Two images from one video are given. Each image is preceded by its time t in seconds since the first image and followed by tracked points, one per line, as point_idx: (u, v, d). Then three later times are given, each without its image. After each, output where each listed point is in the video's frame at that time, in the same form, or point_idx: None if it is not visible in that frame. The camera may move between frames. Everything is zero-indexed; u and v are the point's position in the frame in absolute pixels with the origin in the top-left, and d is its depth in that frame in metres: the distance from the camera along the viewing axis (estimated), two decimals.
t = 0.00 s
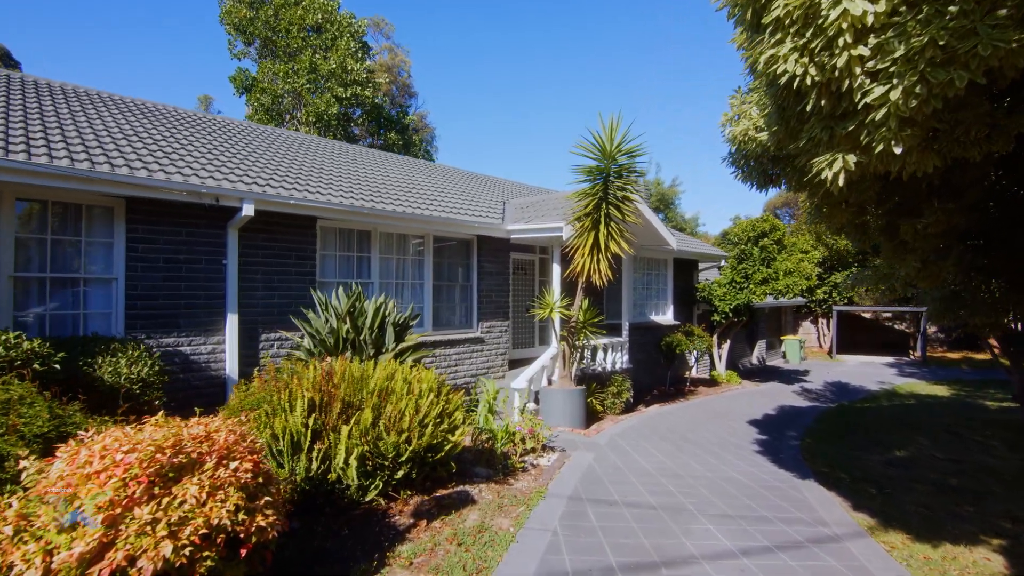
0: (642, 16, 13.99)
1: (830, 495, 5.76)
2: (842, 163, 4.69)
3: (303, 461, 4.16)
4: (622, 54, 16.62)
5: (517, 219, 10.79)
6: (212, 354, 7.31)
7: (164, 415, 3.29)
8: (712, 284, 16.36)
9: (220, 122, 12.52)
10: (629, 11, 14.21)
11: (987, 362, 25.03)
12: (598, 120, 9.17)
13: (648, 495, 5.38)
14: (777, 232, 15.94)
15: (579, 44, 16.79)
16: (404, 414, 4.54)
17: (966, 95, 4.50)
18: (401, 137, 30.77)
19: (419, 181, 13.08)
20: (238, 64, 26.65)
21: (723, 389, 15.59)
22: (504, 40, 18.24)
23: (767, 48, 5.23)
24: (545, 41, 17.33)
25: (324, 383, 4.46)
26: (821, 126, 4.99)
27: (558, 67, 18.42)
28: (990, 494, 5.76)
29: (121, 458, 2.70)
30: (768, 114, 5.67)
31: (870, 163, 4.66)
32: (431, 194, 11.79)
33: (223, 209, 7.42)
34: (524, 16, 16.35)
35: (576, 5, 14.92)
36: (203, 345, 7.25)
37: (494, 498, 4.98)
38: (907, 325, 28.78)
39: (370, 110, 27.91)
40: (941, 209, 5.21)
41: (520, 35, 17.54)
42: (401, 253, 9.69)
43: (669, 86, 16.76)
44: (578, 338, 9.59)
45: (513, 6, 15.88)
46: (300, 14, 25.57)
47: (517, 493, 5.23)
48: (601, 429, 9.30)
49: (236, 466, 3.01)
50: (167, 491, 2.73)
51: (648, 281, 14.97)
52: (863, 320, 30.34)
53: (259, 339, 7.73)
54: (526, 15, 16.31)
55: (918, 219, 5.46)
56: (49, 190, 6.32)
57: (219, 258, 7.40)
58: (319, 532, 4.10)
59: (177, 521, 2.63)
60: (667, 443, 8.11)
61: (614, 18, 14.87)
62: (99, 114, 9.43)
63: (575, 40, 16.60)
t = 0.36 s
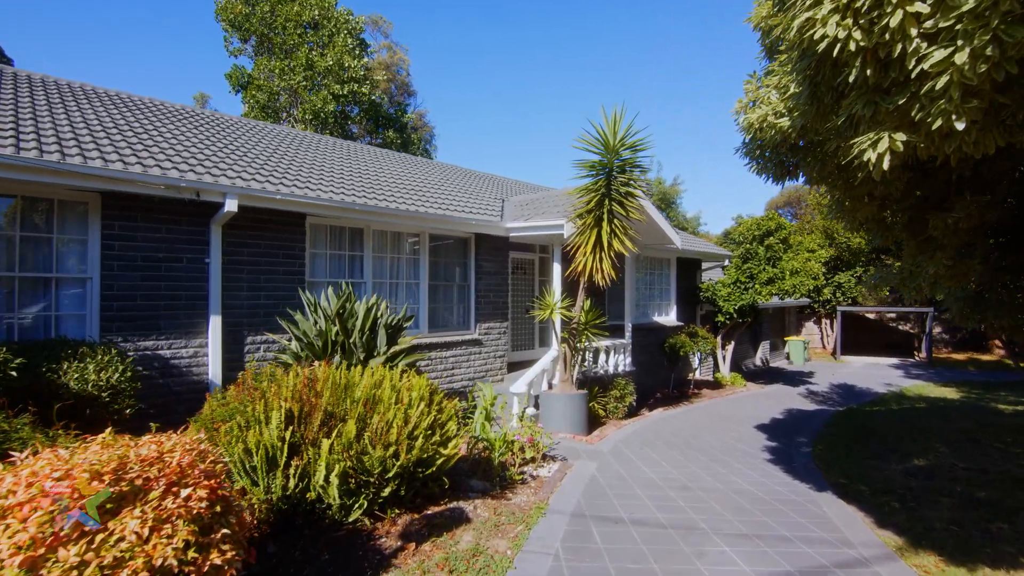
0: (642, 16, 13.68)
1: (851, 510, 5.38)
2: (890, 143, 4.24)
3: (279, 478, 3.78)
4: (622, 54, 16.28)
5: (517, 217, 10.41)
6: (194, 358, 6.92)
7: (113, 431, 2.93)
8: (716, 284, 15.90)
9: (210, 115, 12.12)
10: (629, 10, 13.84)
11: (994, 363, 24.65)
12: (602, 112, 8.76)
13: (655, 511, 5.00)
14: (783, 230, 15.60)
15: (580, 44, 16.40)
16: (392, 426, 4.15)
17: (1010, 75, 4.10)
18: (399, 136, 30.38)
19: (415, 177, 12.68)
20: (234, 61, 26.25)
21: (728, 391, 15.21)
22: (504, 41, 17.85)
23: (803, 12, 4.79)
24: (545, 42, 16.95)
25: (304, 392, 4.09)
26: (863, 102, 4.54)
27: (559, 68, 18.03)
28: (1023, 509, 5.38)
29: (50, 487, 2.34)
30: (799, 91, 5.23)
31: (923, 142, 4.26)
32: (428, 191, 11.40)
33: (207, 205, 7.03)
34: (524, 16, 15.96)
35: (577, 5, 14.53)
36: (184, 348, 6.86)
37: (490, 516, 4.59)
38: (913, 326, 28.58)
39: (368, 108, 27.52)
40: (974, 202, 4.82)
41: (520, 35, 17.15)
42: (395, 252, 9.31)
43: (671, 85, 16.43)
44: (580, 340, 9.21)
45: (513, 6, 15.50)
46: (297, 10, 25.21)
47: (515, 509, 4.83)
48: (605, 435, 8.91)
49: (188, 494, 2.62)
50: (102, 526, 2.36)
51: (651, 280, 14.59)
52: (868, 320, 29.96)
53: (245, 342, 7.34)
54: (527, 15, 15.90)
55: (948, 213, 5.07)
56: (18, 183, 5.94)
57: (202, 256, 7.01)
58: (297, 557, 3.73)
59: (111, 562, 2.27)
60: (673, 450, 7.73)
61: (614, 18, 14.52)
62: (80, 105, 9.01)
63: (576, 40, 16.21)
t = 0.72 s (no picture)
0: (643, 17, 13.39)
1: (871, 523, 5.04)
2: (947, 110, 3.74)
3: (249, 495, 3.42)
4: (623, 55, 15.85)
5: (515, 213, 10.05)
6: (173, 360, 6.57)
7: (49, 450, 2.69)
8: (719, 283, 15.48)
9: (200, 109, 11.75)
10: (629, 11, 13.52)
11: (1001, 364, 24.29)
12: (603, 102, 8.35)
13: (662, 527, 4.65)
14: (789, 228, 15.26)
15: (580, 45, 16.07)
16: (376, 437, 3.79)
17: None
18: (397, 134, 30.03)
19: (411, 173, 12.31)
20: (230, 57, 25.86)
21: (732, 392, 14.85)
22: (503, 41, 17.50)
23: None
24: (545, 43, 16.62)
25: (279, 400, 3.75)
26: (911, 66, 4.09)
27: (559, 68, 17.68)
28: None
29: None
30: (831, 63, 4.79)
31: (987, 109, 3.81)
32: (424, 187, 11.05)
33: (188, 199, 6.68)
34: (524, 16, 15.63)
35: (577, 5, 14.16)
36: (163, 350, 6.51)
37: (484, 533, 4.23)
38: (917, 326, 28.52)
39: (365, 105, 27.14)
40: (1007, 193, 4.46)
41: (519, 36, 16.83)
42: (388, 249, 8.95)
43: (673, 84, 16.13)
44: (580, 341, 8.83)
45: (513, 6, 15.14)
46: (293, 6, 24.83)
47: (511, 524, 4.48)
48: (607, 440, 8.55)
49: (124, 523, 2.24)
50: (15, 564, 2.07)
51: (654, 279, 14.25)
52: (872, 320, 29.61)
53: (228, 343, 6.98)
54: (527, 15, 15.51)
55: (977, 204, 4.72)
56: None
57: (182, 253, 6.65)
58: None
59: None
60: (678, 457, 7.37)
61: (613, 19, 14.15)
62: (60, 96, 8.65)
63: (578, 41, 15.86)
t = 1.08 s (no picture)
0: (643, 18, 13.11)
1: (897, 542, 4.66)
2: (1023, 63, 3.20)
3: (208, 520, 3.02)
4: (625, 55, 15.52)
5: (513, 209, 9.65)
6: (148, 364, 6.18)
7: None
8: (723, 284, 15.04)
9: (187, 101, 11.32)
10: (629, 11, 13.18)
11: (1008, 365, 23.92)
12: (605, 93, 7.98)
13: (672, 549, 4.26)
14: (795, 226, 14.78)
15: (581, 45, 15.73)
16: (354, 453, 3.40)
17: None
18: (395, 132, 29.62)
19: (406, 169, 11.90)
20: (225, 54, 25.41)
21: (736, 395, 14.44)
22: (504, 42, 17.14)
23: None
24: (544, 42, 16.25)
25: (245, 412, 3.38)
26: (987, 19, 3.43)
27: (559, 68, 17.35)
28: None
29: None
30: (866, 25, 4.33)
31: None
32: (419, 183, 10.64)
33: (164, 192, 6.28)
34: (524, 16, 15.27)
35: (577, 6, 13.79)
36: (137, 353, 6.12)
37: (475, 557, 3.84)
38: (921, 327, 28.14)
39: (362, 102, 26.72)
40: None
41: (518, 35, 16.46)
42: (380, 247, 8.55)
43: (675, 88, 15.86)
44: (581, 344, 8.42)
45: (512, 6, 14.77)
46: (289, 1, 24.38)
47: (506, 546, 4.08)
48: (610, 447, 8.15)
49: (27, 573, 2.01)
50: None
51: (656, 279, 13.85)
52: (876, 321, 29.21)
53: (208, 345, 6.59)
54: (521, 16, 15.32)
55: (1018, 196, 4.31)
56: None
57: (158, 250, 6.26)
58: None
59: None
60: (685, 466, 6.97)
61: (614, 18, 13.82)
62: (37, 85, 8.24)
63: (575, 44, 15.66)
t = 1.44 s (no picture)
0: (643, 19, 12.83)
1: (930, 562, 4.28)
2: None
3: (159, 549, 2.64)
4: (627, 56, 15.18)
5: (513, 204, 9.26)
6: (123, 366, 5.81)
7: None
8: (728, 283, 14.60)
9: (174, 93, 10.91)
10: (629, 11, 12.90)
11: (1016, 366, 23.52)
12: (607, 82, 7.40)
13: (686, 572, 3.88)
14: (802, 224, 14.46)
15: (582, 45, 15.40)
16: (330, 469, 3.02)
17: None
18: (394, 130, 29.28)
19: (402, 164, 11.51)
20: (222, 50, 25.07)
21: (742, 398, 14.02)
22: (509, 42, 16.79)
23: None
24: (543, 43, 15.91)
25: (207, 423, 3.01)
26: None
27: (560, 70, 17.02)
28: None
29: None
30: None
31: None
32: (415, 177, 10.25)
33: (141, 183, 5.90)
34: (523, 17, 14.95)
35: (577, 7, 13.45)
36: (111, 355, 5.74)
37: None
38: (927, 327, 27.73)
39: (360, 100, 26.35)
40: None
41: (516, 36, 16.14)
42: (373, 243, 8.16)
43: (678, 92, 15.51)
44: (583, 345, 8.03)
45: (512, 6, 14.39)
46: None
47: (502, 569, 3.71)
48: (614, 453, 7.77)
49: None
50: None
51: (659, 278, 13.47)
52: (881, 321, 28.81)
53: (188, 347, 6.21)
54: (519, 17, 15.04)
55: None
56: None
57: (134, 245, 5.88)
58: None
59: None
60: (693, 474, 6.58)
61: (613, 18, 13.52)
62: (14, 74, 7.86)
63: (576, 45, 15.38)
